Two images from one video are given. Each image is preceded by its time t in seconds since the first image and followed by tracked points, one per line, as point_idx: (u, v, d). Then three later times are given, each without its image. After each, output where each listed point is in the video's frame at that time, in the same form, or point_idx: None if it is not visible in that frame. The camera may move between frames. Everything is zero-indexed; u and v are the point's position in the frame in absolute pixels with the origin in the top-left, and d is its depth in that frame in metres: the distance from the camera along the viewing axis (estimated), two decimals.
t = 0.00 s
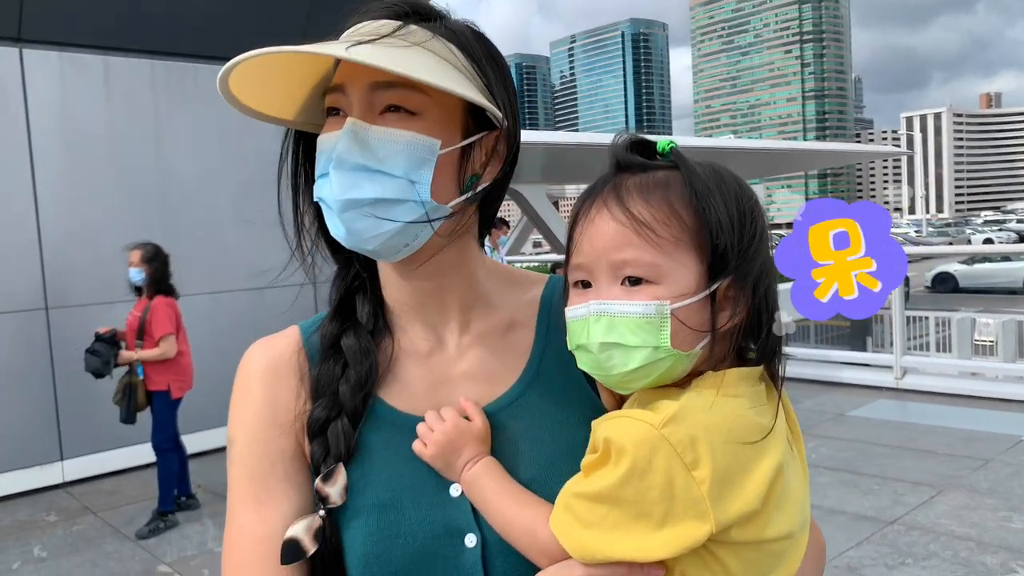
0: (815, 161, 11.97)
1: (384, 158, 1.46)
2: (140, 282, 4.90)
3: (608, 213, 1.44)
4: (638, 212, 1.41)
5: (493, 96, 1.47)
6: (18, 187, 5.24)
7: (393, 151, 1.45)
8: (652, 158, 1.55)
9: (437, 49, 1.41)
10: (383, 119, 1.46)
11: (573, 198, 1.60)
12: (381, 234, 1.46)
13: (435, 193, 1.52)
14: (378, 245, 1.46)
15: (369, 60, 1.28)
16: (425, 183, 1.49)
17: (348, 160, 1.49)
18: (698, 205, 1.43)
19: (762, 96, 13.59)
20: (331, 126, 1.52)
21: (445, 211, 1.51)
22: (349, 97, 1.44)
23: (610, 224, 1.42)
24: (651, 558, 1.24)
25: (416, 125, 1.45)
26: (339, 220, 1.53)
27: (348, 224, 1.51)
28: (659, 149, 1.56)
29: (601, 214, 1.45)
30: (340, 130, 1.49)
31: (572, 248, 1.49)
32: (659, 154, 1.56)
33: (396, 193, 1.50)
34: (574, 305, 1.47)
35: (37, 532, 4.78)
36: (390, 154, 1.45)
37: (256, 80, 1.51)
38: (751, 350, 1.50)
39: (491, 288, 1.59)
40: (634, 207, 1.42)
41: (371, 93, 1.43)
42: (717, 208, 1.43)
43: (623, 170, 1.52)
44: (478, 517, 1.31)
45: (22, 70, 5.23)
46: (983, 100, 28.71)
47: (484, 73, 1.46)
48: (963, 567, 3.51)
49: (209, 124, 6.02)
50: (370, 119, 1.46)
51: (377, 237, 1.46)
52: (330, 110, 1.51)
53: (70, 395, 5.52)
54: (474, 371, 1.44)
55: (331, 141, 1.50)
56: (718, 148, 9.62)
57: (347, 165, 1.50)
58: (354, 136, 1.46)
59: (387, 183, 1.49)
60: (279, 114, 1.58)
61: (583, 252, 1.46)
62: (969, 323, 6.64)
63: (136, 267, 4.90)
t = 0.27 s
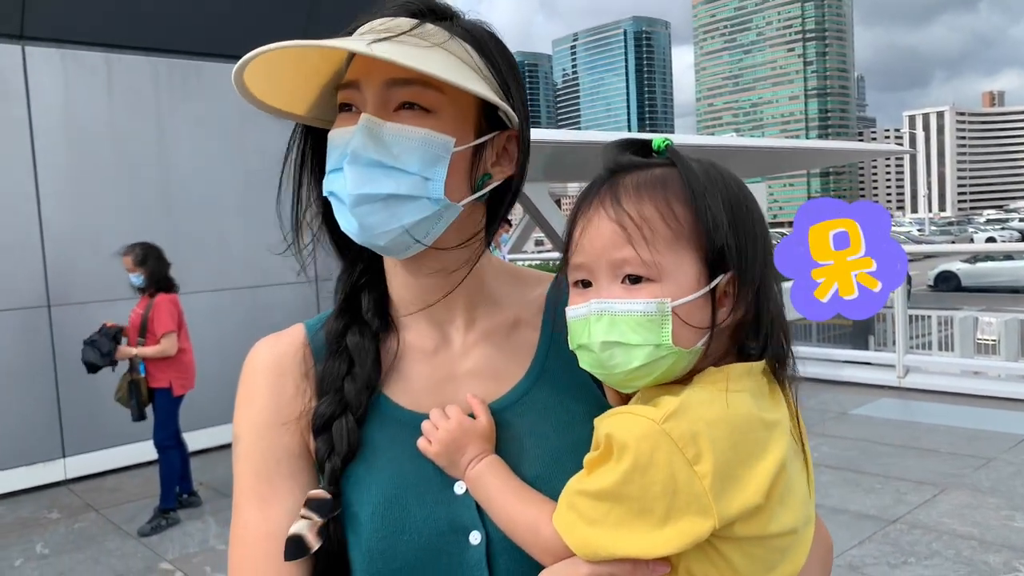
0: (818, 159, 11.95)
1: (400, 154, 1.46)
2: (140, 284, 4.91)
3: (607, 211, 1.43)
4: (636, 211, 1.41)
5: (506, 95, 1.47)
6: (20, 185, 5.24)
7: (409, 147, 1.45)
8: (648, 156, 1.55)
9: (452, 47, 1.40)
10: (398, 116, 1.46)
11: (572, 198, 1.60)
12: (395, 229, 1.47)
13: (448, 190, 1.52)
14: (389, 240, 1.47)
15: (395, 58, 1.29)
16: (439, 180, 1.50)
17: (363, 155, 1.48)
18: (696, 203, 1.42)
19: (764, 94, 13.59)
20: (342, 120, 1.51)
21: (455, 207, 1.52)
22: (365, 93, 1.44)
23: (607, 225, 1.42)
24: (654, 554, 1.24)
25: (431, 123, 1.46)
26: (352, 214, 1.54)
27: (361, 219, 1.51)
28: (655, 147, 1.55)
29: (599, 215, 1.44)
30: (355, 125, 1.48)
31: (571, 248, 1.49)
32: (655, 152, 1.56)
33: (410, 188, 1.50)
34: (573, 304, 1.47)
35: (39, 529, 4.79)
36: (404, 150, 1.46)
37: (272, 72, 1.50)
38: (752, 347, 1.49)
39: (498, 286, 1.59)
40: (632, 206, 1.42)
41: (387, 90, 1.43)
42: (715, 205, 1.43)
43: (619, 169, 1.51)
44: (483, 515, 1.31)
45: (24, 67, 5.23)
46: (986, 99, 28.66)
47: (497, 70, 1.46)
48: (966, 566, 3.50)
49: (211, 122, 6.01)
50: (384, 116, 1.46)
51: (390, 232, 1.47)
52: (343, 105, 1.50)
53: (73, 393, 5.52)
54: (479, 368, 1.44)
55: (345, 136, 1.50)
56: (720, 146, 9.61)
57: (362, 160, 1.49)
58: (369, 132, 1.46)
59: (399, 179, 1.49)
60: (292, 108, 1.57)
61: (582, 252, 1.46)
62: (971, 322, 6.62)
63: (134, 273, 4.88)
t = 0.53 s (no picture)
0: (816, 156, 11.96)
1: (407, 154, 1.46)
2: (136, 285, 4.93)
3: (609, 203, 1.43)
4: (637, 202, 1.41)
5: (510, 93, 1.47)
6: (18, 184, 5.23)
7: (414, 147, 1.45)
8: (647, 152, 1.55)
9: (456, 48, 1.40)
10: (404, 116, 1.46)
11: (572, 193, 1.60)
12: (400, 228, 1.46)
13: (453, 189, 1.52)
14: (395, 238, 1.46)
15: (404, 58, 1.29)
16: (444, 180, 1.49)
17: (369, 155, 1.47)
18: (696, 195, 1.42)
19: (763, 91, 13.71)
20: (346, 121, 1.51)
21: (458, 206, 1.53)
22: (372, 94, 1.44)
23: (608, 215, 1.42)
24: (657, 541, 1.24)
25: (437, 123, 1.46)
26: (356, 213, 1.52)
27: (367, 218, 1.50)
28: (654, 144, 1.56)
29: (600, 206, 1.44)
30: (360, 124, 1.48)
31: (572, 240, 1.49)
32: (653, 149, 1.56)
33: (414, 188, 1.49)
34: (573, 296, 1.47)
35: (38, 528, 4.79)
36: (410, 150, 1.45)
37: (277, 74, 1.49)
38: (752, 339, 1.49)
39: (497, 283, 1.58)
40: (634, 196, 1.42)
41: (393, 89, 1.43)
42: (715, 197, 1.43)
43: (619, 163, 1.51)
44: (482, 508, 1.31)
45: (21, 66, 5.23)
46: (984, 95, 28.67)
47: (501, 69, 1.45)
48: (965, 562, 3.51)
49: (209, 119, 6.00)
50: (390, 116, 1.46)
51: (395, 230, 1.46)
52: (346, 104, 1.49)
53: (71, 391, 5.52)
54: (478, 364, 1.44)
55: (350, 137, 1.49)
56: (719, 143, 9.61)
57: (368, 160, 1.48)
58: (376, 132, 1.45)
59: (405, 179, 1.48)
60: (295, 107, 1.57)
61: (583, 243, 1.45)
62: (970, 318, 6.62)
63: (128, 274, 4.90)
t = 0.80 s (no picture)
0: (813, 153, 11.99)
1: (403, 154, 1.46)
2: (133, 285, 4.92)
3: (598, 199, 1.43)
4: (625, 197, 1.41)
5: (503, 96, 1.47)
6: (14, 184, 5.22)
7: (410, 146, 1.45)
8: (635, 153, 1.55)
9: (446, 49, 1.40)
10: (398, 116, 1.45)
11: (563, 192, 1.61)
12: (395, 227, 1.45)
13: (448, 189, 1.52)
14: (390, 238, 1.45)
15: (400, 57, 1.29)
16: (439, 180, 1.50)
17: (365, 154, 1.47)
18: (684, 191, 1.42)
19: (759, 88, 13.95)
20: (338, 120, 1.50)
21: (453, 206, 1.53)
22: (366, 94, 1.43)
23: (598, 211, 1.42)
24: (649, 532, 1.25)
25: (431, 124, 1.46)
26: (351, 212, 1.51)
27: (362, 217, 1.49)
28: (642, 146, 1.55)
29: (590, 202, 1.44)
30: (355, 124, 1.47)
31: (563, 235, 1.49)
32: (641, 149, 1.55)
33: (411, 188, 1.49)
34: (565, 292, 1.47)
35: (35, 529, 4.78)
36: (407, 149, 1.45)
37: (271, 73, 1.49)
38: (739, 335, 1.49)
39: (484, 282, 1.58)
40: (622, 192, 1.42)
41: (388, 90, 1.42)
42: (702, 193, 1.43)
43: (609, 161, 1.51)
44: (473, 504, 1.31)
45: (17, 65, 5.21)
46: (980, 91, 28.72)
47: (492, 71, 1.45)
48: (962, 558, 3.51)
49: (205, 119, 5.98)
50: (385, 115, 1.45)
51: (390, 230, 1.45)
52: (340, 104, 1.49)
53: (68, 392, 5.51)
54: (467, 362, 1.43)
55: (346, 136, 1.48)
56: (716, 140, 9.64)
57: (365, 159, 1.47)
58: (371, 131, 1.45)
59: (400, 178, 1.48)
60: (286, 106, 1.56)
61: (574, 238, 1.46)
62: (967, 314, 6.63)
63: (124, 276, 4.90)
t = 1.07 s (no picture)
0: (811, 152, 11.99)
1: (394, 157, 1.45)
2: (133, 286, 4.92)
3: (590, 204, 1.44)
4: (617, 202, 1.42)
5: (490, 98, 1.48)
6: (10, 185, 5.21)
7: (401, 150, 1.45)
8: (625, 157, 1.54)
9: (434, 49, 1.40)
10: (388, 120, 1.45)
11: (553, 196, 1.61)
12: (388, 230, 1.45)
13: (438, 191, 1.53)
14: (383, 241, 1.45)
15: (392, 58, 1.29)
16: (431, 183, 1.49)
17: (358, 158, 1.46)
18: (674, 196, 1.43)
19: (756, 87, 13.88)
20: (326, 125, 1.48)
21: (443, 209, 1.54)
22: (356, 97, 1.43)
23: (589, 216, 1.42)
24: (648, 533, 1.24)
25: (422, 127, 1.46)
26: (344, 217, 1.48)
27: (353, 221, 1.46)
28: (631, 148, 1.54)
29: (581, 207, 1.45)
30: (345, 127, 1.46)
31: (555, 241, 1.49)
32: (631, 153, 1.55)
33: (403, 191, 1.48)
34: (556, 296, 1.46)
35: (34, 531, 4.77)
36: (398, 153, 1.45)
37: (257, 79, 1.48)
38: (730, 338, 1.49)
39: (471, 284, 1.58)
40: (614, 197, 1.43)
41: (378, 94, 1.42)
42: (692, 198, 1.44)
43: (599, 165, 1.52)
44: (467, 507, 1.31)
45: (13, 67, 5.20)
46: (978, 91, 28.68)
47: (478, 73, 1.46)
48: (959, 557, 3.51)
49: (201, 119, 5.98)
50: (375, 119, 1.45)
51: (382, 233, 1.45)
52: (327, 108, 1.48)
53: (66, 393, 5.50)
54: (455, 364, 1.43)
55: (336, 140, 1.47)
56: (713, 140, 9.63)
57: (357, 163, 1.46)
58: (362, 135, 1.44)
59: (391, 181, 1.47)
60: (272, 112, 1.56)
61: (566, 243, 1.46)
62: (964, 313, 6.62)
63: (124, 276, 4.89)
